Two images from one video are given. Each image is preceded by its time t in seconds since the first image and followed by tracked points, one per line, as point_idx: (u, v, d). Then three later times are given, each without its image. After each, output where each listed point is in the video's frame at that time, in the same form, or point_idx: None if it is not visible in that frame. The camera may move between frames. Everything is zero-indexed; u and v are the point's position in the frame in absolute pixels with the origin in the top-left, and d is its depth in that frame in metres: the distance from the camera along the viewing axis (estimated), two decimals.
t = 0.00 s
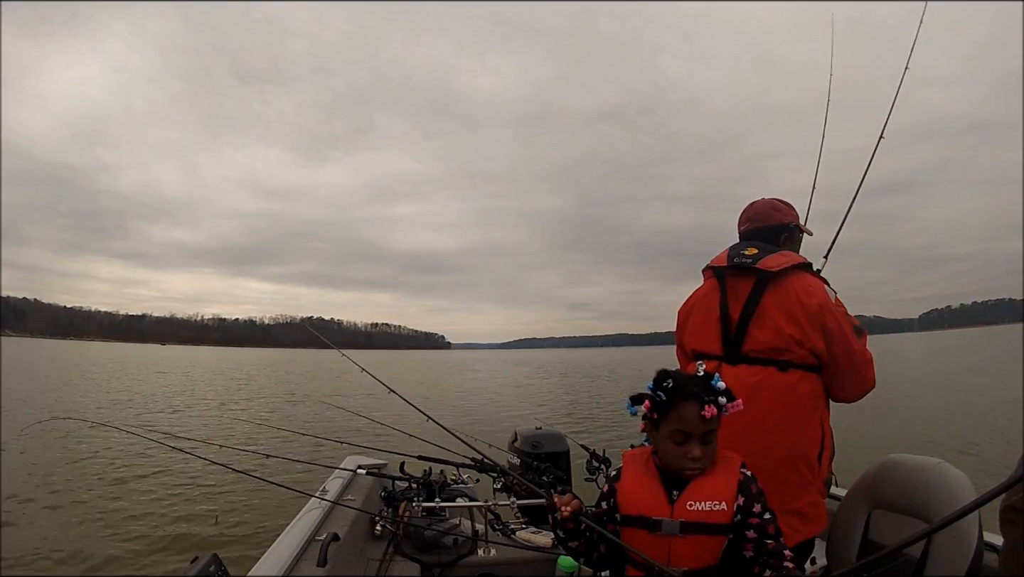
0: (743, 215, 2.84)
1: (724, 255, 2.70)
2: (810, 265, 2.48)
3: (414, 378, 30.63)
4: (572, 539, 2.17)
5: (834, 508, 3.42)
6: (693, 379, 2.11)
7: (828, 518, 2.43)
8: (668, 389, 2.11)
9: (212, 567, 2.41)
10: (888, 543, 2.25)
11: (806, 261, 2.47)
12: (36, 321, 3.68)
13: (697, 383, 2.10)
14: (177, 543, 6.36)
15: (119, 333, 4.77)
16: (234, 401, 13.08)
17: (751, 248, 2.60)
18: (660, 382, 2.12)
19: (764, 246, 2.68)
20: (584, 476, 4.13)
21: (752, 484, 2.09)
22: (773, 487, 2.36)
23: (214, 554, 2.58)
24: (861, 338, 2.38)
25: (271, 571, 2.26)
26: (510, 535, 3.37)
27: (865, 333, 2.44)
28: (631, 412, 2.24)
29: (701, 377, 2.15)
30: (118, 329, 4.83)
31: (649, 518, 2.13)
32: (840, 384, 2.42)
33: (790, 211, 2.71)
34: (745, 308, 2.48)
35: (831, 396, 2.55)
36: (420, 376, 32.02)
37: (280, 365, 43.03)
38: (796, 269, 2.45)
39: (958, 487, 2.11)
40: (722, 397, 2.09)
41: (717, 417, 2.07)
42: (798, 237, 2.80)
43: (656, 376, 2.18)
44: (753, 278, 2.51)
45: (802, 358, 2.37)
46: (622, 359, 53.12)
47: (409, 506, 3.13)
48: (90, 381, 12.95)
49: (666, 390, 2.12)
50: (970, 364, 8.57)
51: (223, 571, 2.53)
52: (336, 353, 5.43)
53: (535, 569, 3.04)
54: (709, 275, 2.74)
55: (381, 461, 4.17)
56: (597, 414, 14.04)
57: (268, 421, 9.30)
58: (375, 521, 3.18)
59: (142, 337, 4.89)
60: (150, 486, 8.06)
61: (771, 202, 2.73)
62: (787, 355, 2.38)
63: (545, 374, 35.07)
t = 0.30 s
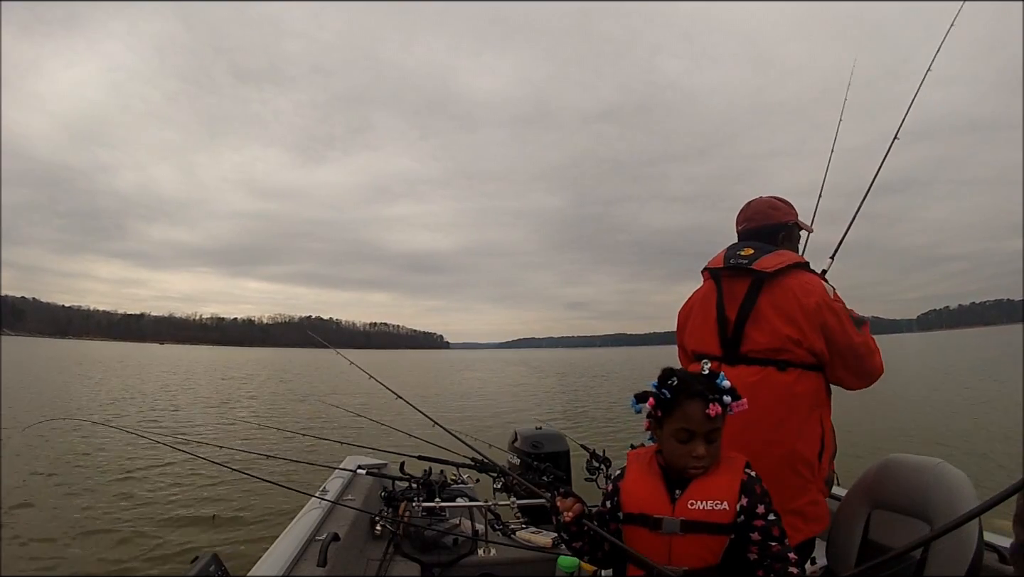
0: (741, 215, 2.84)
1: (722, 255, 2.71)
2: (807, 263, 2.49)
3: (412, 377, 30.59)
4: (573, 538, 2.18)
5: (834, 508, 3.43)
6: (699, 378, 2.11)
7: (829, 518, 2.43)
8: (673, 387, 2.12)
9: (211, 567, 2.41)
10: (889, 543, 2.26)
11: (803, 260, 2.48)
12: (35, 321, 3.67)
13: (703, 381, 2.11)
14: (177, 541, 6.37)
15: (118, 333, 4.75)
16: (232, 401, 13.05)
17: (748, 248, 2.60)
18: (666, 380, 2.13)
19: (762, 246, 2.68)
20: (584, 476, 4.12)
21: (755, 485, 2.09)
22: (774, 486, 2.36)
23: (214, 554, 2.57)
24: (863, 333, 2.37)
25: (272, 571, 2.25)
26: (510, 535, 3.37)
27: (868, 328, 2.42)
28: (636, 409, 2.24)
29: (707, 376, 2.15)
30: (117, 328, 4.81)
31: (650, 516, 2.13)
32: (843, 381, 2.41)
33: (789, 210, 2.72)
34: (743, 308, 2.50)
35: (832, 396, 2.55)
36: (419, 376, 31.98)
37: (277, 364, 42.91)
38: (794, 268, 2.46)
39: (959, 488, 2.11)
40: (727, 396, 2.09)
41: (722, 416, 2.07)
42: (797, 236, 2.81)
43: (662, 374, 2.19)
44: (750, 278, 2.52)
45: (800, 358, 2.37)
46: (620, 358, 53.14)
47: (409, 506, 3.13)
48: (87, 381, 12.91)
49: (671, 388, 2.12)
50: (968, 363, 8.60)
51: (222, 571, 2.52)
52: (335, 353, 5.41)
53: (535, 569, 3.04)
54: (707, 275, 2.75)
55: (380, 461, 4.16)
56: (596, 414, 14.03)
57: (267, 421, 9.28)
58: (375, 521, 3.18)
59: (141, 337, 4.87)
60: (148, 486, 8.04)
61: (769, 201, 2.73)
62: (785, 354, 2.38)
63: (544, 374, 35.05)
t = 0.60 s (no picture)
0: (739, 215, 2.84)
1: (718, 255, 2.72)
2: (804, 262, 2.49)
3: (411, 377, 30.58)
4: (572, 540, 2.17)
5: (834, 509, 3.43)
6: (700, 377, 2.11)
7: (829, 519, 2.44)
8: (674, 386, 2.12)
9: (211, 567, 2.41)
10: (888, 542, 2.26)
11: (800, 258, 2.48)
12: (34, 320, 3.65)
13: (704, 381, 2.11)
14: (176, 541, 6.37)
15: (116, 332, 4.73)
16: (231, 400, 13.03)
17: (745, 248, 2.61)
18: (667, 379, 2.14)
19: (760, 246, 2.68)
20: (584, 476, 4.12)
21: (758, 485, 2.09)
22: (775, 486, 2.36)
23: (213, 554, 2.56)
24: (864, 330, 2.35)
25: (272, 571, 2.25)
26: (510, 535, 3.37)
27: (868, 325, 2.41)
28: (637, 409, 2.24)
29: (709, 375, 2.15)
30: (115, 327, 4.79)
31: (651, 515, 2.13)
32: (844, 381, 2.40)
33: (786, 210, 2.72)
34: (740, 307, 2.50)
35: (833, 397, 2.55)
36: (418, 376, 31.98)
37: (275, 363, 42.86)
38: (791, 267, 2.46)
39: (959, 488, 2.11)
40: (729, 396, 2.09)
41: (723, 415, 2.06)
42: (795, 236, 2.80)
43: (663, 373, 2.20)
44: (747, 278, 2.52)
45: (799, 356, 2.37)
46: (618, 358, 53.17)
47: (409, 506, 3.13)
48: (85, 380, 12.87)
49: (672, 387, 2.13)
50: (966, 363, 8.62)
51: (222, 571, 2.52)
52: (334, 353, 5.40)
53: (536, 569, 3.04)
54: (704, 275, 2.76)
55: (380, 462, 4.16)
56: (595, 415, 14.03)
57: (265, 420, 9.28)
58: (375, 521, 3.17)
59: (140, 337, 4.86)
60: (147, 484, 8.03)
61: (766, 201, 2.73)
62: (783, 352, 2.38)
63: (543, 374, 35.08)
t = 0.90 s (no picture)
0: (735, 215, 2.84)
1: (715, 256, 2.72)
2: (800, 262, 2.48)
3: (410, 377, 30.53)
4: (568, 542, 2.17)
5: (834, 508, 3.44)
6: (699, 378, 2.11)
7: (827, 519, 2.44)
8: (673, 387, 2.12)
9: (212, 567, 2.40)
10: (888, 542, 2.26)
11: (795, 258, 2.48)
12: (32, 319, 3.63)
13: (703, 381, 2.11)
14: (176, 541, 6.36)
15: (114, 331, 4.71)
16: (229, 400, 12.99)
17: (740, 249, 2.61)
18: (666, 380, 2.14)
19: (756, 246, 2.69)
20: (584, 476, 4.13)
21: (756, 486, 2.09)
22: (773, 486, 2.36)
23: (213, 554, 2.56)
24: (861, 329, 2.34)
25: (272, 571, 2.24)
26: (510, 535, 3.37)
27: (866, 324, 2.40)
28: (636, 409, 2.24)
29: (708, 376, 2.15)
30: (114, 327, 4.77)
31: (649, 516, 2.13)
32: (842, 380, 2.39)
33: (781, 210, 2.72)
34: (736, 307, 2.51)
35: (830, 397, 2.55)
36: (416, 376, 31.93)
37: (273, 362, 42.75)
38: (787, 266, 2.46)
39: (959, 488, 2.12)
40: (728, 397, 2.09)
41: (722, 416, 2.06)
42: (792, 235, 2.81)
43: (661, 374, 2.19)
44: (742, 278, 2.53)
45: (794, 356, 2.38)
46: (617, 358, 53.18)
47: (409, 506, 3.13)
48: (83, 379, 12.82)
49: (671, 388, 2.13)
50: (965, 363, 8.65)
51: (222, 571, 2.51)
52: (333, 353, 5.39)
53: (536, 569, 3.05)
54: (701, 276, 2.76)
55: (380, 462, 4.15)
56: (595, 415, 14.02)
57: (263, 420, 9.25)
58: (375, 521, 3.17)
59: (139, 336, 4.84)
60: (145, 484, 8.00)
61: (762, 201, 2.74)
62: (779, 352, 2.39)
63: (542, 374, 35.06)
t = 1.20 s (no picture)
0: (733, 216, 2.85)
1: (714, 257, 2.73)
2: (800, 261, 2.48)
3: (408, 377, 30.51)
4: (564, 544, 2.17)
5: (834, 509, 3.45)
6: (696, 379, 2.12)
7: (828, 518, 2.44)
8: (670, 389, 2.12)
9: (212, 567, 2.39)
10: (889, 542, 2.27)
11: (795, 257, 2.48)
12: (30, 318, 3.62)
13: (700, 382, 2.11)
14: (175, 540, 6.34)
15: (113, 330, 4.70)
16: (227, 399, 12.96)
17: (739, 249, 2.62)
18: (662, 381, 2.14)
19: (755, 247, 2.69)
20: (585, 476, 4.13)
21: (754, 486, 2.10)
22: (774, 487, 2.37)
23: (214, 554, 2.55)
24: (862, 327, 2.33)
25: (272, 571, 2.24)
26: (510, 535, 3.37)
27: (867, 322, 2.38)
28: (633, 412, 2.25)
29: (705, 377, 2.15)
30: (112, 326, 4.76)
31: (648, 519, 2.13)
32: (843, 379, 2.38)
33: (779, 211, 2.73)
34: (736, 307, 2.51)
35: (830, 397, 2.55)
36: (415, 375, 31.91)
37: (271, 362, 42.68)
38: (785, 266, 2.46)
39: (958, 488, 2.12)
40: (725, 397, 2.09)
41: (720, 417, 2.07)
42: (790, 236, 2.82)
43: (658, 376, 2.20)
44: (741, 278, 2.53)
45: (794, 355, 2.38)
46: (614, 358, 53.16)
47: (409, 506, 3.13)
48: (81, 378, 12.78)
49: (667, 390, 2.13)
50: (964, 365, 8.68)
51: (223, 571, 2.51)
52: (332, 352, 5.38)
53: (536, 569, 3.04)
54: (701, 277, 2.77)
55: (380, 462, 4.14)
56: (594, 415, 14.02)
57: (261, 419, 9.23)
58: (375, 521, 3.17)
59: (138, 335, 4.83)
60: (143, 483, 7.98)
61: (760, 202, 2.74)
62: (779, 352, 2.39)
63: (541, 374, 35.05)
